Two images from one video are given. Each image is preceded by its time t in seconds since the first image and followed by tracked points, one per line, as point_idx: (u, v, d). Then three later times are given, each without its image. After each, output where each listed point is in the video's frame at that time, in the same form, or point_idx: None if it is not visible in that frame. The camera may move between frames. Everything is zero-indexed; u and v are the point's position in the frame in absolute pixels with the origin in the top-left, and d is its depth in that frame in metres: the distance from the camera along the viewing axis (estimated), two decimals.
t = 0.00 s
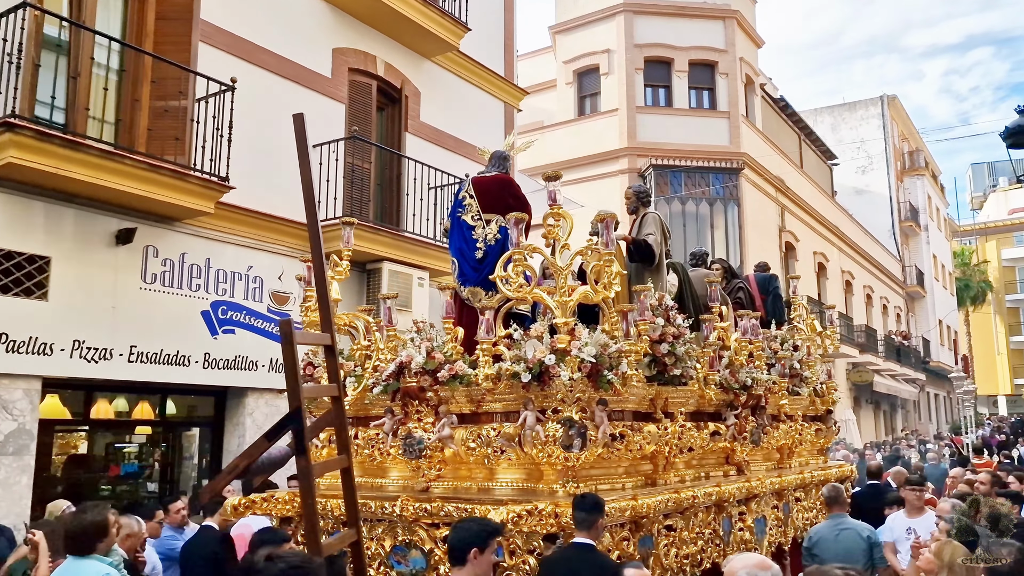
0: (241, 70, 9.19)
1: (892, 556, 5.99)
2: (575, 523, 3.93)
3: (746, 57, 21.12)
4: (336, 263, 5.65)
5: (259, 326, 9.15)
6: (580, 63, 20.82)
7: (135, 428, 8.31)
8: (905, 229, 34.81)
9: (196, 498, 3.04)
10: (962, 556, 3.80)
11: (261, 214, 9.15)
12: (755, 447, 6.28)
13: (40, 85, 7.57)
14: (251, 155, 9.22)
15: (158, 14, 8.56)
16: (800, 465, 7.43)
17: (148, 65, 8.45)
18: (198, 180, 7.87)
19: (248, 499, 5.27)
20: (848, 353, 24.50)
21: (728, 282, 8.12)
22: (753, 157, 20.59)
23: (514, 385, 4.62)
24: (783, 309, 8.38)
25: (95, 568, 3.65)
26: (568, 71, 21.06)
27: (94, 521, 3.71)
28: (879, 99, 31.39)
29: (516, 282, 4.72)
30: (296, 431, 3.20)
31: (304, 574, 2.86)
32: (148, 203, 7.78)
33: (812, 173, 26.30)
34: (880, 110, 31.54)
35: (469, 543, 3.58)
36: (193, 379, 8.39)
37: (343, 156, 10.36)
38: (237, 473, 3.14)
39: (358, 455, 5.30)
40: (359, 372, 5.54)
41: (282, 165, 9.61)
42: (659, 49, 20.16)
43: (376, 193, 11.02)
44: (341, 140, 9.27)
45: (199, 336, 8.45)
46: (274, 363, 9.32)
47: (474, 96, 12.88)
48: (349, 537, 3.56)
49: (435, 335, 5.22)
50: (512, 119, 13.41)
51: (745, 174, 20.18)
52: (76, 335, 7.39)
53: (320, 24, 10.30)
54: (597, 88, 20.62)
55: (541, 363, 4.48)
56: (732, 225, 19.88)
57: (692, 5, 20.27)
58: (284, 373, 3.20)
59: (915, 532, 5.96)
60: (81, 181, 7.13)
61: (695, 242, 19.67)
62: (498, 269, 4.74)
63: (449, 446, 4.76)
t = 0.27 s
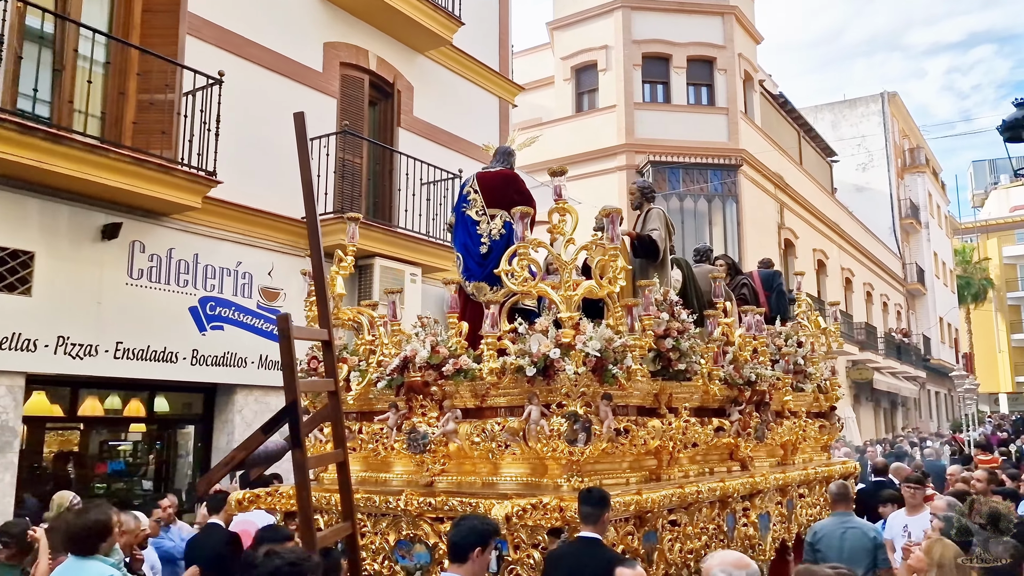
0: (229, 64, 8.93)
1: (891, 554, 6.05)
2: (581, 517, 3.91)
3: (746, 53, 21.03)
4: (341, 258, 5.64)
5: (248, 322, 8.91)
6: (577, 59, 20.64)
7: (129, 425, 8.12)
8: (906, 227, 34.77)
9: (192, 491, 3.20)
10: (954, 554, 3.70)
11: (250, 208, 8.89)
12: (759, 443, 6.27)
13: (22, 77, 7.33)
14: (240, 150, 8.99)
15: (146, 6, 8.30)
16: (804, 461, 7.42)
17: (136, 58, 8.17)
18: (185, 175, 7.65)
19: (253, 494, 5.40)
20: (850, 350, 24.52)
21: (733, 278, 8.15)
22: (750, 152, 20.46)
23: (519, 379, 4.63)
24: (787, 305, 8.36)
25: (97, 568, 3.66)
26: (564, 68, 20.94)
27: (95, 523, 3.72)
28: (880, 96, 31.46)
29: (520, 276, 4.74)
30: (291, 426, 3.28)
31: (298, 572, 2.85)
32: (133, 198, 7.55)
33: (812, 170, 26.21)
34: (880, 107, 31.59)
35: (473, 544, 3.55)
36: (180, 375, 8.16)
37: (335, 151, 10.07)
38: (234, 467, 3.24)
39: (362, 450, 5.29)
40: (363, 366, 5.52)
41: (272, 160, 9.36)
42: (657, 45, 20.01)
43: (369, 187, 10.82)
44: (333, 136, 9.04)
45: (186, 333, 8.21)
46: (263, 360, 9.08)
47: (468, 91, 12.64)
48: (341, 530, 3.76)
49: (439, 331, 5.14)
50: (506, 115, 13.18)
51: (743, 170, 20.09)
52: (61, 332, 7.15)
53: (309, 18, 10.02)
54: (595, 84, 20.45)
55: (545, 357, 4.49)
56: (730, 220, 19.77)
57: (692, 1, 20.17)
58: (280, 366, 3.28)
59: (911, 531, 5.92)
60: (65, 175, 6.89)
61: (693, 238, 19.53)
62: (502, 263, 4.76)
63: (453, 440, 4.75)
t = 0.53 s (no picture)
0: (217, 52, 8.71)
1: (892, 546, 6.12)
2: (583, 510, 3.88)
3: (745, 44, 20.94)
4: (343, 250, 5.62)
5: (239, 315, 8.71)
6: (575, 51, 20.52)
7: (126, 419, 8.11)
8: (908, 220, 34.69)
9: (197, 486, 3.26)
10: (947, 547, 3.70)
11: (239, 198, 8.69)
12: (762, 436, 6.24)
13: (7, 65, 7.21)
14: (229, 141, 8.77)
15: None
16: (807, 455, 7.39)
17: (124, 47, 8.14)
18: (172, 166, 7.50)
19: (254, 487, 5.27)
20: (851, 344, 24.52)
21: (736, 270, 8.15)
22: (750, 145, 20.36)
23: (521, 372, 4.61)
24: (791, 298, 8.32)
25: (106, 561, 3.64)
26: (563, 60, 20.80)
27: (106, 514, 3.70)
28: (881, 89, 31.37)
29: (524, 268, 4.71)
30: (296, 420, 3.38)
31: (314, 568, 2.97)
32: (120, 188, 7.38)
33: (813, 163, 26.13)
34: (882, 100, 31.49)
35: (485, 536, 3.57)
36: (169, 369, 7.96)
37: (326, 143, 9.84)
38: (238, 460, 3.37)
39: (364, 443, 5.28)
40: (365, 359, 5.51)
41: (262, 152, 9.13)
42: (655, 37, 19.89)
43: (362, 179, 10.57)
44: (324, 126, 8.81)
45: (175, 326, 8.03)
46: (255, 353, 8.85)
47: (463, 83, 12.35)
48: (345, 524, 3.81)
49: (440, 324, 5.14)
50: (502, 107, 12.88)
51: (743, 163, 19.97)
52: (47, 324, 6.99)
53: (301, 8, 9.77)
54: (594, 76, 20.34)
55: (548, 350, 4.47)
56: (729, 213, 19.69)
57: None
58: (285, 362, 3.38)
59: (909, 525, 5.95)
60: (49, 165, 6.73)
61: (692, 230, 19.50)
62: (505, 256, 4.73)
63: (455, 433, 4.72)
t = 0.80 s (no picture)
0: (207, 41, 8.49)
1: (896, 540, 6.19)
2: (586, 507, 3.85)
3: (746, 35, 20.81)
4: (344, 246, 5.59)
5: (232, 308, 8.55)
6: (575, 42, 20.40)
7: (122, 413, 7.98)
8: (910, 212, 34.58)
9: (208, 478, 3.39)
10: (947, 547, 3.70)
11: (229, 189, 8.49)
12: (766, 431, 6.22)
13: None
14: (221, 131, 8.55)
15: None
16: (810, 449, 7.37)
17: (111, 36, 7.84)
18: (162, 155, 7.30)
19: (256, 484, 5.19)
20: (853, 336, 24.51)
21: (739, 264, 8.06)
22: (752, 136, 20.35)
23: (524, 369, 4.59)
24: (794, 292, 8.30)
25: (114, 556, 3.70)
26: (564, 50, 20.65)
27: (116, 510, 3.73)
28: (885, 80, 31.17)
29: (525, 265, 4.67)
30: (305, 414, 3.50)
31: (350, 559, 3.04)
32: (108, 179, 7.20)
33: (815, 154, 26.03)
34: (885, 91, 31.33)
35: (508, 527, 3.63)
36: (160, 362, 7.81)
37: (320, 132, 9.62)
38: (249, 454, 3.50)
39: (366, 439, 5.27)
40: (366, 355, 5.49)
41: (256, 143, 8.93)
42: (656, 27, 19.80)
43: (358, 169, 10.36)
44: (318, 115, 8.60)
45: (166, 319, 7.88)
46: (248, 347, 8.66)
47: (461, 73, 12.13)
48: (355, 516, 3.94)
49: (442, 320, 5.09)
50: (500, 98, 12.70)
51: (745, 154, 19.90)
52: (34, 317, 6.84)
53: None
54: (594, 67, 20.24)
55: (550, 347, 4.46)
56: (730, 205, 19.68)
57: None
58: (296, 356, 3.46)
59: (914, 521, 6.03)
60: (34, 155, 6.56)
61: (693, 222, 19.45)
62: (506, 252, 4.70)
63: (457, 430, 4.70)
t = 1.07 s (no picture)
0: (200, 31, 8.36)
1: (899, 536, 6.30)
2: (583, 503, 3.91)
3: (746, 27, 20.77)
4: (347, 243, 5.60)
5: (226, 301, 8.47)
6: (575, 34, 20.33)
7: (119, 407, 7.94)
8: (911, 206, 34.58)
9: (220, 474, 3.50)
10: (945, 543, 3.70)
11: (220, 179, 8.39)
12: (765, 426, 6.26)
13: None
14: (214, 122, 8.46)
15: None
16: (810, 444, 7.41)
17: (103, 25, 7.83)
18: (154, 146, 7.23)
19: (260, 480, 5.29)
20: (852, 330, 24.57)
21: (739, 260, 8.08)
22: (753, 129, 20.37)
23: (525, 366, 4.64)
24: (794, 287, 8.32)
25: (119, 549, 3.73)
26: (563, 43, 20.61)
27: (122, 505, 3.78)
28: (885, 73, 31.07)
29: (526, 263, 4.72)
30: (315, 411, 3.56)
31: (365, 554, 3.12)
32: (99, 170, 7.13)
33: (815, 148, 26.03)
34: (885, 84, 31.10)
35: (514, 521, 3.69)
36: (154, 357, 7.74)
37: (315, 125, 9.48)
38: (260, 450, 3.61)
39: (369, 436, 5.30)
40: (369, 352, 5.52)
41: (251, 135, 8.86)
42: (656, 19, 19.72)
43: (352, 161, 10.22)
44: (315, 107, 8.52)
45: (159, 312, 7.80)
46: (242, 340, 8.59)
47: (459, 65, 12.05)
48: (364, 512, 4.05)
49: (445, 317, 5.11)
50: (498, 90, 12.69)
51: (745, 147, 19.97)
52: (24, 310, 6.76)
53: None
54: (594, 59, 20.19)
55: (550, 345, 4.49)
56: (730, 198, 19.70)
57: None
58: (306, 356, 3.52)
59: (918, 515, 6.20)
60: (23, 146, 6.48)
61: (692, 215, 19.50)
62: (507, 251, 4.74)
63: (459, 427, 4.75)
